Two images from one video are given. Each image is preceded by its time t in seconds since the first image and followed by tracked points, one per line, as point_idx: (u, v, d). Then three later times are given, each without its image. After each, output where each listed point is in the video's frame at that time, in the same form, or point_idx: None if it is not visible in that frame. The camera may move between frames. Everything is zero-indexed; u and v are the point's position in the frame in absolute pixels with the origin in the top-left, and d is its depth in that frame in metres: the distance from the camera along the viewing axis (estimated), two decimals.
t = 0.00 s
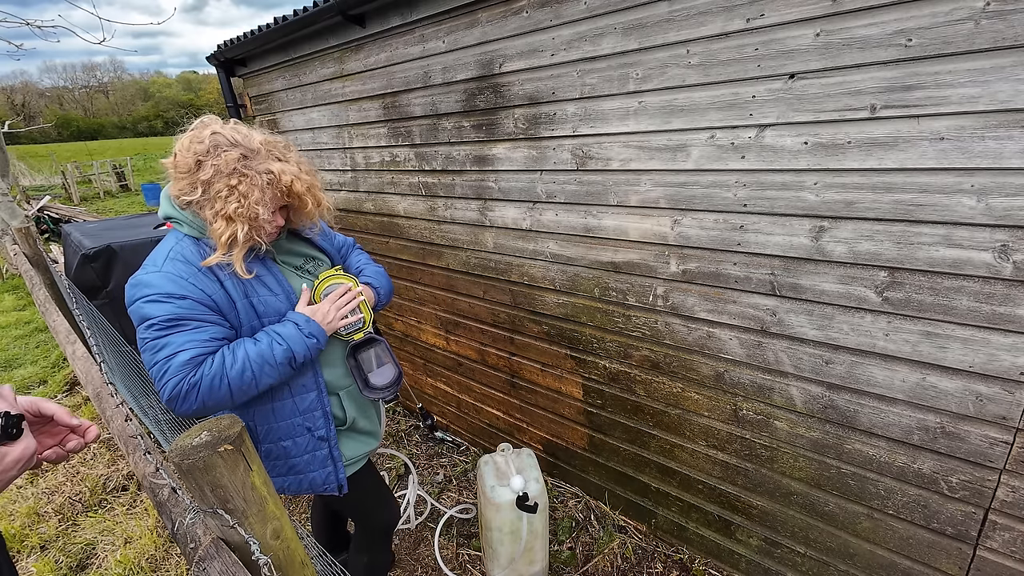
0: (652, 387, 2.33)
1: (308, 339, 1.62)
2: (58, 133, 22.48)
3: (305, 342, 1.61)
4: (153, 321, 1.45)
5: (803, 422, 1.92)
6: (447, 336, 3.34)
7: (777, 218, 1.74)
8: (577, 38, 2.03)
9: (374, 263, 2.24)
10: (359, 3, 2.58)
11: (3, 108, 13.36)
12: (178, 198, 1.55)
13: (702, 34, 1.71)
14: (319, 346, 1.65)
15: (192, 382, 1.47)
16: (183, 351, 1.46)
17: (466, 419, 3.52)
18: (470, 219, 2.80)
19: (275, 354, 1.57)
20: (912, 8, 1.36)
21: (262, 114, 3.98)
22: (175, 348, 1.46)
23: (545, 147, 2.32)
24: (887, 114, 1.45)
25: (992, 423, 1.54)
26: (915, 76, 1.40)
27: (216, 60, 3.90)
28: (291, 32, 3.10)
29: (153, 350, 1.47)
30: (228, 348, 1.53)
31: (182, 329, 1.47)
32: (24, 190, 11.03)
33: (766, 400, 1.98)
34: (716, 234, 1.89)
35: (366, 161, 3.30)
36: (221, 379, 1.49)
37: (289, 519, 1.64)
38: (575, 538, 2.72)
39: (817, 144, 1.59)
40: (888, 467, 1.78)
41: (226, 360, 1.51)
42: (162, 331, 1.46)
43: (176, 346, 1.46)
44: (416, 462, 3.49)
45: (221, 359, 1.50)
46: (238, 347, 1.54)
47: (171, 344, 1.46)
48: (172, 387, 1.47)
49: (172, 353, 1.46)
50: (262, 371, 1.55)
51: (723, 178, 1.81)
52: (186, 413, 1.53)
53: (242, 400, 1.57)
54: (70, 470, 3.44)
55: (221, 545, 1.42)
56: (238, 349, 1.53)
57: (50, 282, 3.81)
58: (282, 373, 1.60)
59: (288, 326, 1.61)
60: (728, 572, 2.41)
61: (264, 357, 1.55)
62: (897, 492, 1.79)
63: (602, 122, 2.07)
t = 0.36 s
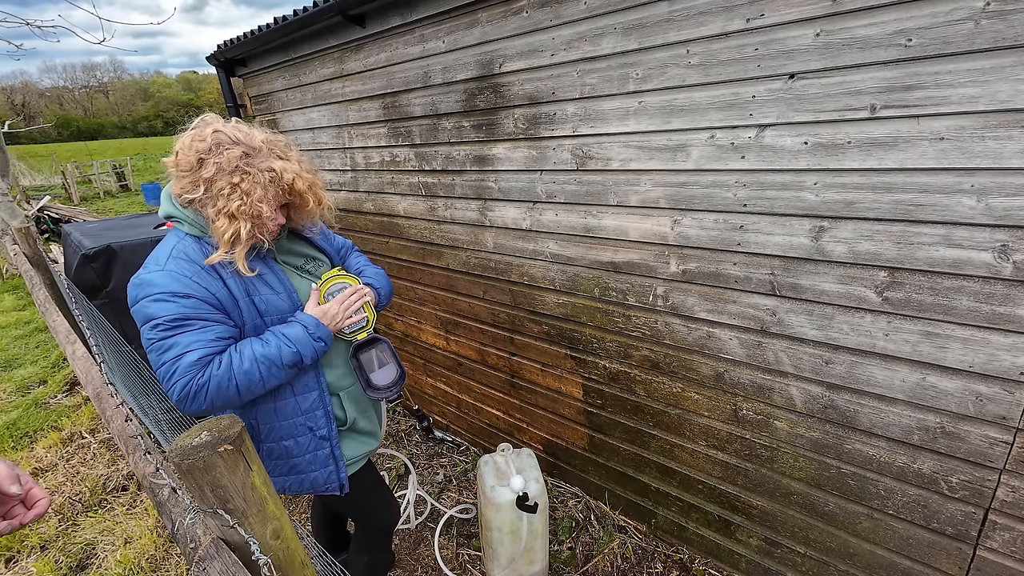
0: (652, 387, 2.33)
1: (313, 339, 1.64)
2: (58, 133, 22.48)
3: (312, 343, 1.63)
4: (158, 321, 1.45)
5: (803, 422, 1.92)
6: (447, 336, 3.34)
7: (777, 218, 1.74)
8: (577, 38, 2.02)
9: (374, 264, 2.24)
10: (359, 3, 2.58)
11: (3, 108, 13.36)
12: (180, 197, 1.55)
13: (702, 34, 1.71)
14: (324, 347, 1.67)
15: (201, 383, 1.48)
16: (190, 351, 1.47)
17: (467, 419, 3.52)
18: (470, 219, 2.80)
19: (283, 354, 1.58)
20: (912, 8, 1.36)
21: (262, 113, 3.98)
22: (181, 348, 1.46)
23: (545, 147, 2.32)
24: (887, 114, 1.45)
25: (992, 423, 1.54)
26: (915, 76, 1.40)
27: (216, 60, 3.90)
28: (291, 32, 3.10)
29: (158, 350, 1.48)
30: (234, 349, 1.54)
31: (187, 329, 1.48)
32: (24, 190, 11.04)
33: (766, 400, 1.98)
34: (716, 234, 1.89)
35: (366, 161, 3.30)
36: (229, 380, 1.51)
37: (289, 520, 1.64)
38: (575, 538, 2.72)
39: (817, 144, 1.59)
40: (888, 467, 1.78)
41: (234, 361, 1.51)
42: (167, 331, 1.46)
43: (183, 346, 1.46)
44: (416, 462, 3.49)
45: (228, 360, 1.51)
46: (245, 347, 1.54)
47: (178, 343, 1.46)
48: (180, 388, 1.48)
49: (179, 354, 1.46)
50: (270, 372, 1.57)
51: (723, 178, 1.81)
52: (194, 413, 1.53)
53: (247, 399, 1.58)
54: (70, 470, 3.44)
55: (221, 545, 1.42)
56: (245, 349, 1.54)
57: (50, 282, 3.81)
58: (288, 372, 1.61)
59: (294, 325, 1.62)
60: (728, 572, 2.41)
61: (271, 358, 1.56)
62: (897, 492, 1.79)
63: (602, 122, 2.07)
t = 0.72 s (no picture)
0: (652, 387, 2.33)
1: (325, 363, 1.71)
2: (58, 133, 22.49)
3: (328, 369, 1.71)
4: (168, 332, 1.46)
5: (803, 422, 1.92)
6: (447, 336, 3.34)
7: (777, 218, 1.74)
8: (577, 38, 2.02)
9: (372, 265, 2.24)
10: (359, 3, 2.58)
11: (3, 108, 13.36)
12: (174, 198, 1.56)
13: (702, 34, 1.71)
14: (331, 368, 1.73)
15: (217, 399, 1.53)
16: (203, 366, 1.49)
17: (467, 419, 3.52)
18: (470, 219, 2.80)
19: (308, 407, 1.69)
20: (912, 9, 1.36)
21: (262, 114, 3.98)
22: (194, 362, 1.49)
23: (545, 147, 2.31)
24: (887, 114, 1.45)
25: (992, 423, 1.54)
26: (915, 76, 1.40)
27: (216, 60, 3.90)
28: (291, 32, 3.10)
29: (170, 360, 1.50)
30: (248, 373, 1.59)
31: (198, 342, 1.49)
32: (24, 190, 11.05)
33: (766, 400, 1.98)
34: (716, 234, 1.89)
35: (366, 161, 3.30)
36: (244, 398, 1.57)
37: (288, 519, 1.64)
38: (575, 538, 2.72)
39: (817, 144, 1.59)
40: (888, 467, 1.78)
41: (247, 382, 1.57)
42: (178, 342, 1.47)
43: (196, 360, 1.49)
44: (416, 462, 3.49)
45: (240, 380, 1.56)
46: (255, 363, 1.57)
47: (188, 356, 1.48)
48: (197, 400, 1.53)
49: (192, 368, 1.49)
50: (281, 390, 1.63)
51: (723, 178, 1.81)
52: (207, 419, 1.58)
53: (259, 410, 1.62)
54: (70, 469, 3.45)
55: (221, 545, 1.42)
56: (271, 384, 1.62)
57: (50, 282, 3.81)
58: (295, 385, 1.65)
59: (327, 386, 1.73)
60: (728, 572, 2.41)
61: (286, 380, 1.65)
62: (897, 492, 1.79)
63: (602, 122, 2.07)
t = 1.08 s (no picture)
0: (652, 387, 2.33)
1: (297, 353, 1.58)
2: (58, 133, 22.49)
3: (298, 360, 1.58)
4: (153, 333, 1.47)
5: (803, 422, 1.92)
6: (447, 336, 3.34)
7: (777, 218, 1.74)
8: (577, 38, 2.02)
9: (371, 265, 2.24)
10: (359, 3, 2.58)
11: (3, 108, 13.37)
12: (175, 196, 1.55)
13: (702, 34, 1.71)
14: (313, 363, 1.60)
15: (193, 397, 1.51)
16: (183, 366, 1.49)
17: (467, 420, 3.52)
18: (470, 219, 2.80)
19: (269, 373, 1.56)
20: (912, 8, 1.36)
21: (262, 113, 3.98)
22: (174, 362, 1.48)
23: (545, 147, 2.31)
24: (887, 114, 1.45)
25: (992, 423, 1.54)
26: (915, 76, 1.40)
27: (216, 60, 3.90)
28: (291, 32, 3.10)
29: (156, 361, 1.50)
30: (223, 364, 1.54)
31: (180, 344, 1.49)
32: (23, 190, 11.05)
33: (766, 400, 1.98)
34: (716, 234, 1.89)
35: (365, 161, 3.30)
36: (218, 394, 1.53)
37: (289, 520, 1.64)
38: (575, 538, 2.72)
39: (817, 144, 1.59)
40: (888, 467, 1.78)
41: (223, 375, 1.52)
42: (163, 344, 1.48)
43: (177, 360, 1.48)
44: (416, 462, 3.49)
45: (217, 375, 1.52)
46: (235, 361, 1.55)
47: (171, 356, 1.48)
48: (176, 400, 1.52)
49: (173, 367, 1.49)
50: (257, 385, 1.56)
51: (722, 178, 1.81)
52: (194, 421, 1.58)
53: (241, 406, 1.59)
54: (70, 469, 3.45)
55: (221, 545, 1.42)
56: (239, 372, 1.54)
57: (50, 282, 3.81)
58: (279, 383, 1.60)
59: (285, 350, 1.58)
60: (728, 572, 2.41)
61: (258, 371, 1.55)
62: (897, 492, 1.79)
63: (602, 122, 2.07)
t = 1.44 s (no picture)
0: (652, 387, 2.33)
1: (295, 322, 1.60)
2: (58, 133, 22.50)
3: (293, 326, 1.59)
4: (152, 323, 1.45)
5: (803, 421, 1.92)
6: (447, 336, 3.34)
7: (777, 218, 1.74)
8: (577, 38, 2.03)
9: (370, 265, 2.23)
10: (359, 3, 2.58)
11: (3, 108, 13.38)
12: (181, 185, 1.53)
13: (702, 35, 1.71)
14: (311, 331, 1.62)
15: (194, 383, 1.47)
16: (182, 353, 1.45)
17: (467, 420, 3.52)
18: (470, 219, 2.80)
19: (268, 342, 1.56)
20: (912, 8, 1.36)
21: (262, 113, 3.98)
22: (174, 350, 1.45)
23: (545, 147, 2.31)
24: (887, 114, 1.45)
25: (992, 423, 1.54)
26: (915, 76, 1.40)
27: (216, 60, 3.90)
28: (291, 32, 3.10)
29: (154, 353, 1.48)
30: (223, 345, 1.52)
31: (179, 331, 1.47)
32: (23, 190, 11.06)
33: (766, 400, 1.98)
34: (716, 234, 1.89)
35: (365, 161, 3.30)
36: (221, 376, 1.49)
37: (289, 520, 1.64)
38: (575, 538, 2.72)
39: (817, 144, 1.59)
40: (888, 467, 1.78)
41: (223, 357, 1.50)
42: (162, 333, 1.46)
43: (177, 347, 1.46)
44: (416, 462, 3.49)
45: (218, 357, 1.49)
46: (235, 342, 1.53)
47: (170, 345, 1.46)
48: (175, 389, 1.47)
49: (171, 356, 1.45)
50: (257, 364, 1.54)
51: (722, 178, 1.81)
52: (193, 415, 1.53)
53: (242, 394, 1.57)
54: (70, 469, 3.45)
55: (221, 545, 1.42)
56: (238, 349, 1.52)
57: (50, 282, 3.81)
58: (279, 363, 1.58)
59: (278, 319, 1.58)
60: (728, 572, 2.41)
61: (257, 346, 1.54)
62: (897, 492, 1.79)
63: (602, 122, 2.07)
